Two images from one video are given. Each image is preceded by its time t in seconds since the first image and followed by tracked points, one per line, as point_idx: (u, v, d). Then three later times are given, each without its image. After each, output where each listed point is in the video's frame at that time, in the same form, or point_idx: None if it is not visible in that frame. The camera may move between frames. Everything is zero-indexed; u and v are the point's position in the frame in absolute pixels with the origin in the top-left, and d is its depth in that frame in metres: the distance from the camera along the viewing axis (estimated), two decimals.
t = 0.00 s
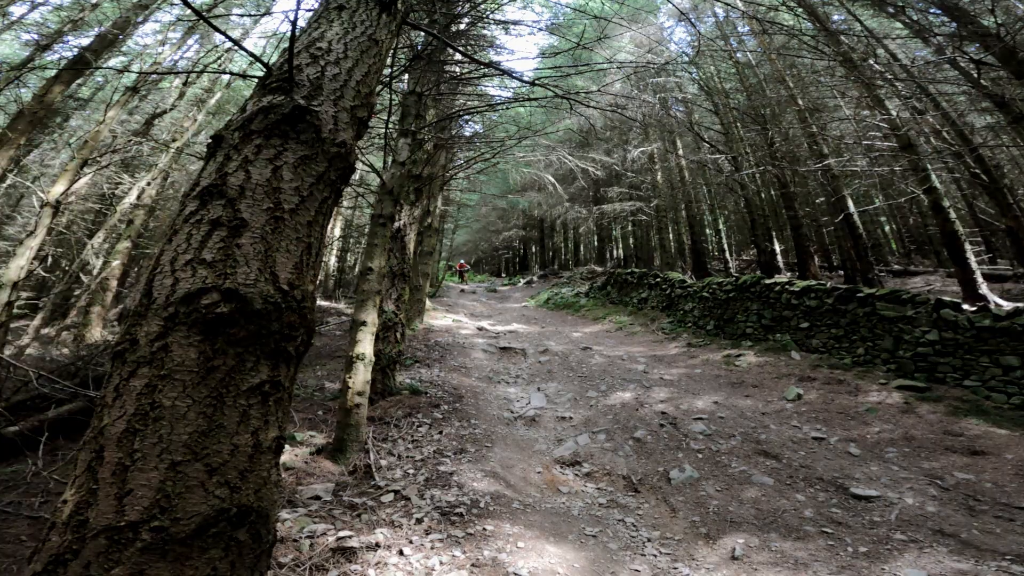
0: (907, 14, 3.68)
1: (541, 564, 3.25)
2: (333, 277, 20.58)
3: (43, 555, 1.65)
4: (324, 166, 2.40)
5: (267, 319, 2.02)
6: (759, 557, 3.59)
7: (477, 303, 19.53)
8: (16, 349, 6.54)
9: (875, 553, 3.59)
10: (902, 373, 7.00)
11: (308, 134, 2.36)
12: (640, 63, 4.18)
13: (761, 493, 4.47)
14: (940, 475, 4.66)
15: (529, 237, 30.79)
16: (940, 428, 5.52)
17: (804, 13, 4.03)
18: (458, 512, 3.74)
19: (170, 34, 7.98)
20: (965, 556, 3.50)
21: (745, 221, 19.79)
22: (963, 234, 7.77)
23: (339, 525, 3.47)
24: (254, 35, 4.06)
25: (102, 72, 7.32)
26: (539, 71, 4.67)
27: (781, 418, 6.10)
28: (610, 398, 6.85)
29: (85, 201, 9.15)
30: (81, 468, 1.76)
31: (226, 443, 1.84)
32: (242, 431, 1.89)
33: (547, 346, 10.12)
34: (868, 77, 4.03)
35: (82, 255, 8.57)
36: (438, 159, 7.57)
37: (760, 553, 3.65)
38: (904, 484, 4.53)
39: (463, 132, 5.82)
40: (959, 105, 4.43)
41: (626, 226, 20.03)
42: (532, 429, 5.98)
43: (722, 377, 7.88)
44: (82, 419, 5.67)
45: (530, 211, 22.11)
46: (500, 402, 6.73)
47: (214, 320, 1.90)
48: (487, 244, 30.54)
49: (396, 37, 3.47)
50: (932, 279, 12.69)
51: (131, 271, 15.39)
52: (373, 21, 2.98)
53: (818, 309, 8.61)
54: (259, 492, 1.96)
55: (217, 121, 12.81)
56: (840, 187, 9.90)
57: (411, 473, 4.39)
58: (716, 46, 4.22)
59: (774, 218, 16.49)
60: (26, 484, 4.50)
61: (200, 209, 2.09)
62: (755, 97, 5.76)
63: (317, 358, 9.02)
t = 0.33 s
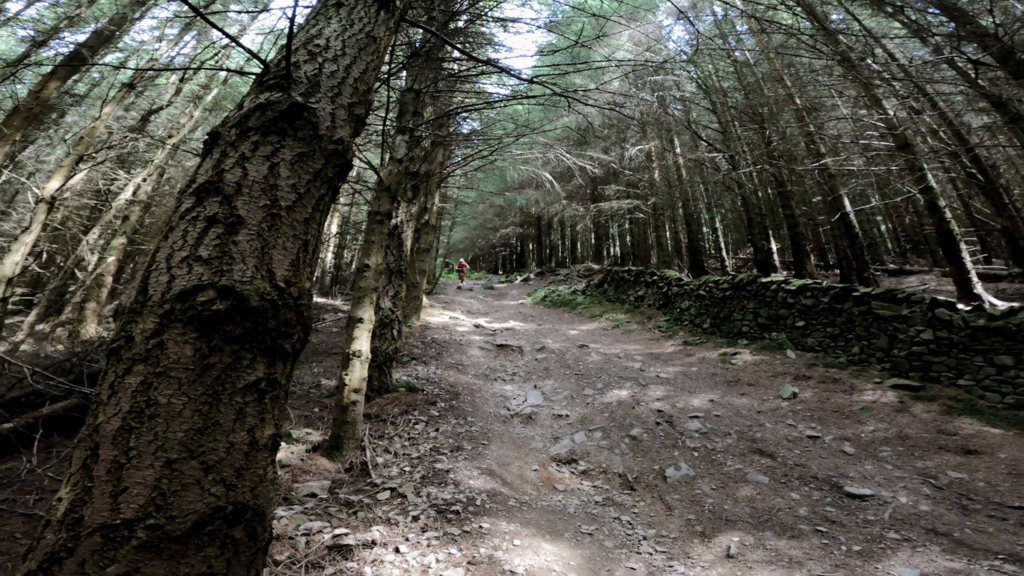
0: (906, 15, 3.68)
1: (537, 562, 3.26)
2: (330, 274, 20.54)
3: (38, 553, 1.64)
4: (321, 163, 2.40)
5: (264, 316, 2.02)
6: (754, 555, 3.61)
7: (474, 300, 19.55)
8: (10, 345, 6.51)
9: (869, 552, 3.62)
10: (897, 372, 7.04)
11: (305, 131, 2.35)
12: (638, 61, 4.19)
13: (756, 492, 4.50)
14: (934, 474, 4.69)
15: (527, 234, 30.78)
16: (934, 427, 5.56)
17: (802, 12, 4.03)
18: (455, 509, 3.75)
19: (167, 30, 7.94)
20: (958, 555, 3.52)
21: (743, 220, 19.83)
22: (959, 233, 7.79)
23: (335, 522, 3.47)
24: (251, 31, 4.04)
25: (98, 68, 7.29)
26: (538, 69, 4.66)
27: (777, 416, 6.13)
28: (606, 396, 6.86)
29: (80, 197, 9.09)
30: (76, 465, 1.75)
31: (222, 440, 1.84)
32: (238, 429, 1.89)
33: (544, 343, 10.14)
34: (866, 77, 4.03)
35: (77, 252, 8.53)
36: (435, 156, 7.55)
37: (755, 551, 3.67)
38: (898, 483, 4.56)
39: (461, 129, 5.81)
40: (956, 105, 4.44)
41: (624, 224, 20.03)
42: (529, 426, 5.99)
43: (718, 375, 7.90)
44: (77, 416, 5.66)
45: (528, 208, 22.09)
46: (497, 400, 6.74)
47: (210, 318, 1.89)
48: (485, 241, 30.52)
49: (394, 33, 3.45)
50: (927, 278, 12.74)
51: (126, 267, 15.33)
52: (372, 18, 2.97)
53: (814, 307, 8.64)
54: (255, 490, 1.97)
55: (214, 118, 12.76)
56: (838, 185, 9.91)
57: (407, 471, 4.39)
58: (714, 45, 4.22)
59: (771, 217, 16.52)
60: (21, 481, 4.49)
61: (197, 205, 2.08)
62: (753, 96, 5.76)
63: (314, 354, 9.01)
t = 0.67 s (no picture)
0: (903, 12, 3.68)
1: (534, 557, 3.28)
2: (326, 269, 20.48)
3: (32, 550, 1.64)
4: (317, 158, 2.39)
5: (260, 312, 2.02)
6: (749, 551, 3.64)
7: (471, 296, 19.53)
8: (4, 341, 6.47)
9: (863, 548, 3.65)
10: (892, 369, 7.08)
11: (301, 127, 2.35)
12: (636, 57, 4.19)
13: (751, 488, 4.53)
14: (927, 470, 4.73)
15: (525, 230, 30.76)
16: (928, 424, 5.59)
17: (800, 10, 4.03)
18: (451, 505, 3.76)
19: (163, 26, 7.88)
20: (951, 552, 3.55)
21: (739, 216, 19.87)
22: (954, 231, 7.82)
23: (331, 518, 3.48)
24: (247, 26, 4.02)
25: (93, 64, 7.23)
26: (536, 64, 4.64)
27: (772, 413, 6.16)
28: (602, 392, 6.88)
29: (75, 192, 9.03)
30: (71, 462, 1.74)
31: (218, 436, 1.84)
32: (234, 425, 1.89)
33: (541, 338, 10.15)
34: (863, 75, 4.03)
35: (72, 247, 8.48)
36: (432, 151, 7.52)
37: (749, 547, 3.69)
38: (892, 479, 4.60)
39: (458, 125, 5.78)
40: (953, 103, 4.45)
41: (621, 220, 20.03)
42: (525, 422, 6.00)
43: (714, 371, 7.93)
44: (72, 412, 5.63)
45: (525, 204, 22.07)
46: (493, 395, 6.75)
47: (205, 313, 1.89)
48: (482, 238, 30.45)
49: (391, 28, 3.43)
50: (922, 275, 12.81)
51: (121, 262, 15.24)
52: (369, 14, 2.95)
53: (810, 304, 8.66)
54: (251, 486, 1.97)
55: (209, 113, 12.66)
56: (834, 182, 9.94)
57: (404, 467, 4.40)
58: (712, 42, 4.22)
59: (768, 213, 16.56)
60: (15, 478, 4.47)
61: (192, 201, 2.07)
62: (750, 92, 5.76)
63: (310, 350, 8.99)
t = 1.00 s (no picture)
0: (903, 12, 3.68)
1: (532, 556, 3.28)
2: (325, 267, 20.45)
3: (32, 549, 1.64)
4: (316, 157, 2.38)
5: (259, 311, 2.01)
6: (747, 550, 3.65)
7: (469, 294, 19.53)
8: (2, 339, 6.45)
9: (860, 547, 3.67)
10: (889, 368, 7.10)
11: (300, 125, 2.34)
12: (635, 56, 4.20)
13: (749, 486, 4.54)
14: (925, 469, 4.74)
15: (523, 228, 30.73)
16: (925, 423, 5.61)
17: (800, 9, 4.03)
18: (450, 504, 3.76)
19: (161, 24, 7.85)
20: (947, 551, 3.57)
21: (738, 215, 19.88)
22: (952, 230, 7.83)
23: (330, 517, 3.48)
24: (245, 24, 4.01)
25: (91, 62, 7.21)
26: (535, 62, 4.63)
27: (770, 411, 6.17)
28: (601, 390, 6.88)
29: (72, 189, 9.01)
30: (69, 461, 1.74)
31: (217, 435, 1.84)
32: (233, 424, 1.89)
33: (539, 337, 10.16)
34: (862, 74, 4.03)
35: (70, 245, 8.48)
36: (431, 149, 7.50)
37: (747, 546, 3.71)
38: (889, 478, 4.61)
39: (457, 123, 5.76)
40: (952, 102, 4.44)
41: (620, 219, 20.03)
42: (524, 420, 6.01)
43: (713, 370, 7.95)
44: (71, 410, 5.63)
45: (524, 203, 22.04)
46: (492, 394, 6.75)
47: (203, 312, 1.88)
48: (481, 236, 30.40)
49: (390, 27, 3.41)
50: (920, 274, 12.83)
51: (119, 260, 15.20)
52: (368, 12, 2.95)
53: (808, 302, 8.67)
54: (250, 485, 1.97)
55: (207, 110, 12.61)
56: (833, 181, 9.93)
57: (403, 465, 4.40)
58: (711, 41, 4.22)
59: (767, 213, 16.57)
60: (14, 476, 4.47)
61: (190, 200, 2.07)
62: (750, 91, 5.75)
63: (308, 348, 8.98)
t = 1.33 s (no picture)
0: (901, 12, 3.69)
1: (531, 557, 3.28)
2: (323, 268, 20.42)
3: (28, 550, 1.63)
4: (314, 158, 2.38)
5: (256, 312, 2.01)
6: (746, 551, 3.65)
7: (468, 295, 19.53)
8: None
9: (859, 548, 3.66)
10: (887, 368, 7.11)
11: (297, 126, 2.34)
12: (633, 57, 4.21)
13: (748, 487, 4.54)
14: (923, 470, 4.74)
15: (522, 229, 30.72)
16: (924, 423, 5.61)
17: (798, 10, 4.04)
18: (448, 505, 3.75)
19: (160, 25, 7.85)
20: (946, 551, 3.57)
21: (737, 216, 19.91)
22: (950, 230, 7.84)
23: (328, 518, 3.48)
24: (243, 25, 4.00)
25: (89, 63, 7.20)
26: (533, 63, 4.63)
27: (768, 412, 6.17)
28: (600, 391, 6.88)
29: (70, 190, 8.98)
30: (66, 462, 1.74)
31: (214, 436, 1.84)
32: (230, 425, 1.89)
33: (538, 338, 10.16)
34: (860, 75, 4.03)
35: (68, 246, 8.46)
36: (429, 150, 7.49)
37: (746, 547, 3.70)
38: (888, 479, 4.61)
39: (455, 124, 5.76)
40: (950, 103, 4.45)
41: (618, 220, 20.04)
42: (523, 421, 6.00)
43: (711, 370, 7.95)
44: (68, 411, 5.61)
45: (522, 204, 22.03)
46: (491, 395, 6.75)
47: (200, 313, 1.88)
48: (480, 237, 30.39)
49: (388, 27, 3.41)
50: (918, 275, 12.86)
51: (117, 262, 15.16)
52: (366, 13, 2.95)
53: (806, 303, 8.68)
54: (247, 486, 1.96)
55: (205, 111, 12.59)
56: (830, 182, 9.94)
57: (401, 466, 4.39)
58: (710, 42, 4.23)
59: (765, 213, 16.59)
60: (10, 478, 4.45)
61: (187, 200, 2.07)
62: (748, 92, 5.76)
63: (306, 349, 8.97)
